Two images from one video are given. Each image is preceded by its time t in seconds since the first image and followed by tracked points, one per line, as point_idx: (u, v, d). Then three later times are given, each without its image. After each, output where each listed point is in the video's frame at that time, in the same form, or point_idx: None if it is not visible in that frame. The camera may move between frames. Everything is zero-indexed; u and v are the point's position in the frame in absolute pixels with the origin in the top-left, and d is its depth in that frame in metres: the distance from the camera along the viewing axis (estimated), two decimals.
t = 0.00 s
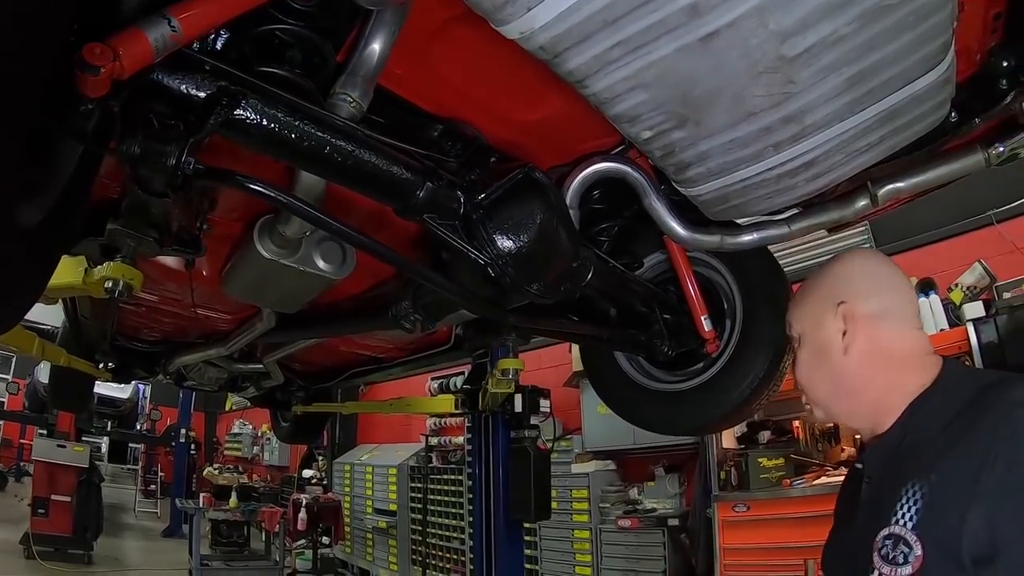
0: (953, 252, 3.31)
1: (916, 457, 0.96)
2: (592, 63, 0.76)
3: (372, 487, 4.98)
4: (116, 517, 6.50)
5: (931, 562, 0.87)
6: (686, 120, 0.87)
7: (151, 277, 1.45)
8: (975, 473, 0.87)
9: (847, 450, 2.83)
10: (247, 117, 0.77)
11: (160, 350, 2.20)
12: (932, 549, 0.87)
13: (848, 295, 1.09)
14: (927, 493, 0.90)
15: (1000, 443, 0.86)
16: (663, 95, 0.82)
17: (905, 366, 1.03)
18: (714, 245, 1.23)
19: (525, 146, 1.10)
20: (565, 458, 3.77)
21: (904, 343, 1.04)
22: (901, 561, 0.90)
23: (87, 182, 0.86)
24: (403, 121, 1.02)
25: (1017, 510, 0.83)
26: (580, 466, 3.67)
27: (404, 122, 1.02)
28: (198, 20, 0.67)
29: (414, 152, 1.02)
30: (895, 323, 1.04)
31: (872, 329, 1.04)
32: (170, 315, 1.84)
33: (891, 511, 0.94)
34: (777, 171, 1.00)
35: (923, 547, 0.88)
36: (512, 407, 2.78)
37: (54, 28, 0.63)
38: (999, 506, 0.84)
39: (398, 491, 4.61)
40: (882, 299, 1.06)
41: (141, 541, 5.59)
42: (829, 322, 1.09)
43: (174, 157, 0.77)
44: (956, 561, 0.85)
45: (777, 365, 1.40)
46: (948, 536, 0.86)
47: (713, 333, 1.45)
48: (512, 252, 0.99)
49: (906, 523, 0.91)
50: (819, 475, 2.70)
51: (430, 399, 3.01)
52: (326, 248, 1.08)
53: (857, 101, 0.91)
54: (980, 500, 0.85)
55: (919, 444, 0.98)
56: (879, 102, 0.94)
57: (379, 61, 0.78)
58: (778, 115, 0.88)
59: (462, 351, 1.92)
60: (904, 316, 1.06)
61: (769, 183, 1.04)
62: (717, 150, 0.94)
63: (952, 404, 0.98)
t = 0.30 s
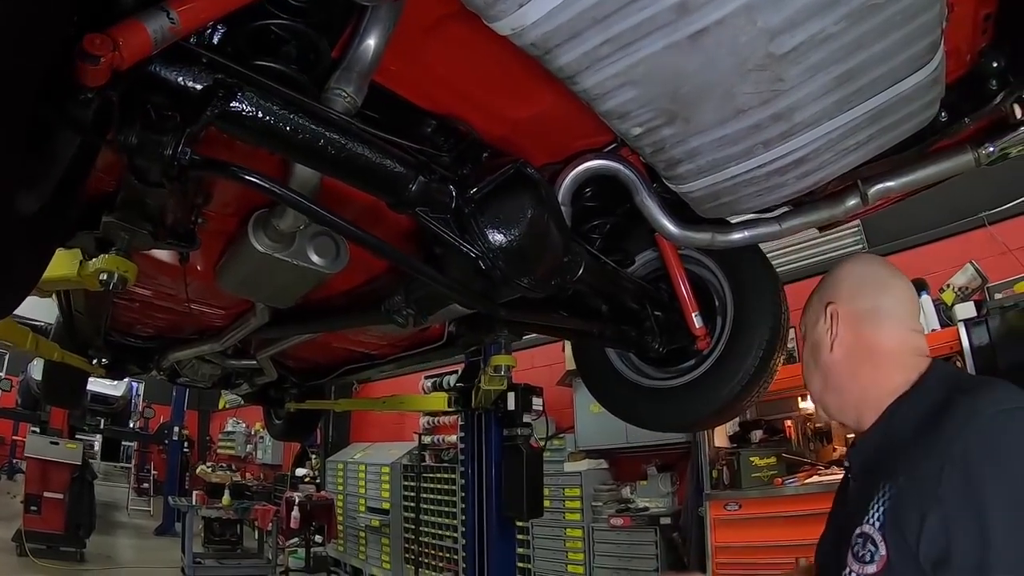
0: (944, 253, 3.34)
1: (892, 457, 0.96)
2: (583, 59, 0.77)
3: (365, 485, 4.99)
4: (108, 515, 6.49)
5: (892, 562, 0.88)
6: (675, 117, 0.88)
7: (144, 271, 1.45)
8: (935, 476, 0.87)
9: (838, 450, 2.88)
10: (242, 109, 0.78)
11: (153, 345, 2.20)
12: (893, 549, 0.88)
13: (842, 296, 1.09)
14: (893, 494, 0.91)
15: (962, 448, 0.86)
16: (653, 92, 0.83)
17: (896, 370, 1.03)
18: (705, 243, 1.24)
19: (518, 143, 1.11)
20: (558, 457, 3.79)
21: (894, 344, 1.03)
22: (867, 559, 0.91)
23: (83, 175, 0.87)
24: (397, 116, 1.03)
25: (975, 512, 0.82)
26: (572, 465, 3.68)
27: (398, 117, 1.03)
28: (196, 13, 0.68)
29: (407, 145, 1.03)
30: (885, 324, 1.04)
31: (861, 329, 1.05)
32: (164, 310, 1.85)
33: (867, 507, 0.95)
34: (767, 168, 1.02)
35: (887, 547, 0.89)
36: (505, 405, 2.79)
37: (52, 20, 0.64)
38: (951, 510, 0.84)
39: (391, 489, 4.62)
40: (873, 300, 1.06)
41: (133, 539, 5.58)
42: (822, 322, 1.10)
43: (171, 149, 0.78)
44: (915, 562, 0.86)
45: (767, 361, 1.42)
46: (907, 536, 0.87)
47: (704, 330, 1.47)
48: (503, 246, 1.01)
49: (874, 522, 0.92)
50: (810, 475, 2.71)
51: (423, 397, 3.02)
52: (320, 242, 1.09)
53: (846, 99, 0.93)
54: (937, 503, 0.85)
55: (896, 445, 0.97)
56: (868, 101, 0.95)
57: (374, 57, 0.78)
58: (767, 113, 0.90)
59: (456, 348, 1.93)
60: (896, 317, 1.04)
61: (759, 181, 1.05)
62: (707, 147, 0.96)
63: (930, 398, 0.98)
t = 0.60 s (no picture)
0: (936, 255, 3.36)
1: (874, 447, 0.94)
2: (574, 58, 0.77)
3: (358, 484, 4.99)
4: (100, 513, 6.48)
5: (869, 544, 0.86)
6: (666, 115, 0.89)
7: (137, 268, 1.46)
8: (906, 453, 0.84)
9: (830, 450, 2.88)
10: (236, 104, 0.79)
11: (146, 342, 2.20)
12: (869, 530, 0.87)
13: (837, 296, 1.10)
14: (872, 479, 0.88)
15: (930, 423, 0.82)
16: (644, 90, 0.84)
17: (887, 369, 1.03)
18: (696, 241, 1.25)
19: (510, 142, 1.12)
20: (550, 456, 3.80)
21: (887, 344, 1.04)
22: (847, 541, 0.91)
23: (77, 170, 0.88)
24: (389, 114, 1.03)
25: (942, 482, 0.78)
26: (565, 464, 3.70)
27: (391, 114, 1.04)
28: (192, 10, 0.69)
29: (399, 142, 1.04)
30: (878, 324, 1.05)
31: (854, 328, 1.05)
32: (156, 307, 1.85)
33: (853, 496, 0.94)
34: (756, 168, 1.03)
35: (864, 527, 0.88)
36: (497, 404, 2.80)
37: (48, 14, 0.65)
38: (921, 484, 0.80)
39: (384, 488, 4.63)
40: (867, 301, 1.07)
41: (126, 537, 5.58)
42: (817, 321, 1.11)
43: (166, 142, 0.79)
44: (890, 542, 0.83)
45: (758, 359, 1.43)
46: (883, 516, 0.85)
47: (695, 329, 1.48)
48: (494, 242, 1.01)
49: (856, 506, 0.91)
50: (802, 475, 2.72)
51: (415, 395, 3.03)
52: (312, 239, 1.10)
53: (835, 99, 0.94)
54: (907, 478, 0.82)
55: (876, 433, 0.95)
56: (858, 101, 0.96)
57: (368, 55, 0.79)
58: (757, 112, 0.91)
59: (448, 345, 1.94)
60: (889, 318, 1.05)
61: (749, 180, 1.06)
62: (698, 145, 0.97)
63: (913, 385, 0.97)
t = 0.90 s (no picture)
0: (931, 256, 3.36)
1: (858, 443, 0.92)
2: (569, 47, 0.77)
3: (350, 482, 4.98)
4: (92, 510, 6.46)
5: (858, 533, 0.83)
6: (662, 107, 0.88)
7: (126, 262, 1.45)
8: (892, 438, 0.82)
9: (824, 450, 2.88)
10: (228, 90, 0.77)
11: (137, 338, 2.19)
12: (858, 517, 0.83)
13: (830, 289, 1.09)
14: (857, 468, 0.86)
15: (913, 408, 0.81)
16: (641, 82, 0.83)
17: (877, 366, 1.02)
18: (692, 238, 1.25)
19: (505, 136, 1.11)
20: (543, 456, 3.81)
21: (878, 341, 1.03)
22: (837, 531, 0.88)
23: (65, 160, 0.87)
24: (384, 105, 1.02)
25: (927, 463, 0.76)
26: (558, 463, 3.70)
27: (385, 106, 1.02)
28: None
29: (393, 131, 1.02)
30: (870, 320, 1.04)
31: (845, 321, 1.04)
32: (147, 302, 1.84)
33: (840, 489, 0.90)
34: (753, 163, 1.02)
35: (853, 516, 0.85)
36: (491, 402, 2.79)
37: None
38: (905, 467, 0.78)
39: (376, 486, 4.62)
40: (859, 295, 1.06)
41: (117, 535, 5.56)
42: (808, 313, 1.10)
43: (153, 126, 0.77)
44: (882, 528, 0.80)
45: (754, 355, 1.42)
46: (869, 502, 0.82)
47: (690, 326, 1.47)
48: (488, 234, 1.00)
49: (844, 496, 0.88)
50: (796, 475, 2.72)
51: (408, 393, 3.02)
52: (304, 231, 1.10)
53: (834, 93, 0.93)
54: (890, 460, 0.80)
55: (860, 429, 0.94)
56: (858, 95, 0.96)
57: (363, 45, 0.78)
58: (754, 105, 0.90)
59: (442, 342, 1.93)
60: (878, 316, 1.04)
61: (746, 175, 1.05)
62: (695, 139, 0.96)
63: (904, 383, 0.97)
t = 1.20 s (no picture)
0: (929, 257, 3.35)
1: (868, 433, 0.86)
2: (584, 22, 0.73)
3: (342, 481, 4.94)
4: (81, 507, 6.39)
5: (871, 530, 0.77)
6: (677, 89, 0.85)
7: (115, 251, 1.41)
8: (906, 432, 0.76)
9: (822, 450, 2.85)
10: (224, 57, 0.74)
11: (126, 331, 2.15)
12: (871, 514, 0.77)
13: (845, 276, 1.05)
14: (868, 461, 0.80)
15: (929, 400, 0.75)
16: (657, 61, 0.80)
17: (887, 357, 0.98)
18: (699, 230, 1.21)
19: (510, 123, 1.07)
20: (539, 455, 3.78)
21: (890, 333, 0.99)
22: (846, 529, 0.80)
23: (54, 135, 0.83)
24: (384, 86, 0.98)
25: (947, 459, 0.71)
26: (552, 463, 3.67)
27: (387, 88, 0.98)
28: None
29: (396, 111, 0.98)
30: (886, 312, 1.00)
31: (860, 310, 1.01)
32: (137, 294, 1.80)
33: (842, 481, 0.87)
34: (766, 151, 0.99)
35: (865, 513, 0.78)
36: (486, 400, 2.76)
37: None
38: (922, 462, 0.73)
39: (368, 485, 4.59)
40: (875, 285, 1.02)
41: (106, 532, 5.51)
42: (820, 298, 1.06)
43: (142, 90, 0.74)
44: (894, 524, 0.75)
45: (762, 351, 1.39)
46: (883, 499, 0.76)
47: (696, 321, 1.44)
48: (493, 218, 0.97)
49: (853, 492, 0.81)
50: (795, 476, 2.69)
51: (402, 391, 2.99)
52: (299, 217, 1.06)
53: (851, 80, 0.90)
54: (907, 455, 0.74)
55: (872, 418, 0.88)
56: (878, 80, 0.93)
57: (367, 18, 0.74)
58: (770, 90, 0.87)
59: (438, 337, 1.89)
60: (895, 307, 1.00)
61: (758, 163, 1.02)
62: (709, 124, 0.93)
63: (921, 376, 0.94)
